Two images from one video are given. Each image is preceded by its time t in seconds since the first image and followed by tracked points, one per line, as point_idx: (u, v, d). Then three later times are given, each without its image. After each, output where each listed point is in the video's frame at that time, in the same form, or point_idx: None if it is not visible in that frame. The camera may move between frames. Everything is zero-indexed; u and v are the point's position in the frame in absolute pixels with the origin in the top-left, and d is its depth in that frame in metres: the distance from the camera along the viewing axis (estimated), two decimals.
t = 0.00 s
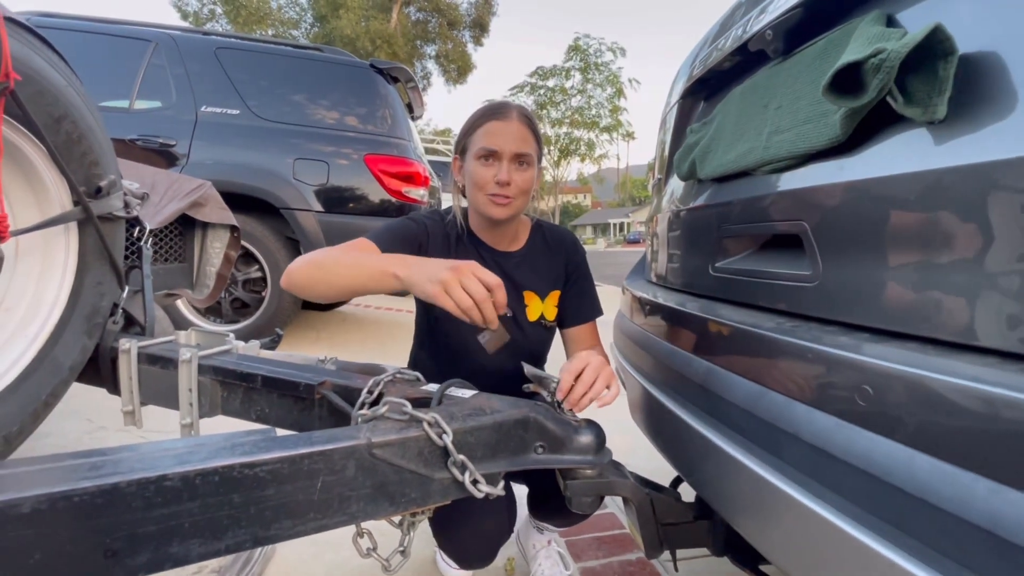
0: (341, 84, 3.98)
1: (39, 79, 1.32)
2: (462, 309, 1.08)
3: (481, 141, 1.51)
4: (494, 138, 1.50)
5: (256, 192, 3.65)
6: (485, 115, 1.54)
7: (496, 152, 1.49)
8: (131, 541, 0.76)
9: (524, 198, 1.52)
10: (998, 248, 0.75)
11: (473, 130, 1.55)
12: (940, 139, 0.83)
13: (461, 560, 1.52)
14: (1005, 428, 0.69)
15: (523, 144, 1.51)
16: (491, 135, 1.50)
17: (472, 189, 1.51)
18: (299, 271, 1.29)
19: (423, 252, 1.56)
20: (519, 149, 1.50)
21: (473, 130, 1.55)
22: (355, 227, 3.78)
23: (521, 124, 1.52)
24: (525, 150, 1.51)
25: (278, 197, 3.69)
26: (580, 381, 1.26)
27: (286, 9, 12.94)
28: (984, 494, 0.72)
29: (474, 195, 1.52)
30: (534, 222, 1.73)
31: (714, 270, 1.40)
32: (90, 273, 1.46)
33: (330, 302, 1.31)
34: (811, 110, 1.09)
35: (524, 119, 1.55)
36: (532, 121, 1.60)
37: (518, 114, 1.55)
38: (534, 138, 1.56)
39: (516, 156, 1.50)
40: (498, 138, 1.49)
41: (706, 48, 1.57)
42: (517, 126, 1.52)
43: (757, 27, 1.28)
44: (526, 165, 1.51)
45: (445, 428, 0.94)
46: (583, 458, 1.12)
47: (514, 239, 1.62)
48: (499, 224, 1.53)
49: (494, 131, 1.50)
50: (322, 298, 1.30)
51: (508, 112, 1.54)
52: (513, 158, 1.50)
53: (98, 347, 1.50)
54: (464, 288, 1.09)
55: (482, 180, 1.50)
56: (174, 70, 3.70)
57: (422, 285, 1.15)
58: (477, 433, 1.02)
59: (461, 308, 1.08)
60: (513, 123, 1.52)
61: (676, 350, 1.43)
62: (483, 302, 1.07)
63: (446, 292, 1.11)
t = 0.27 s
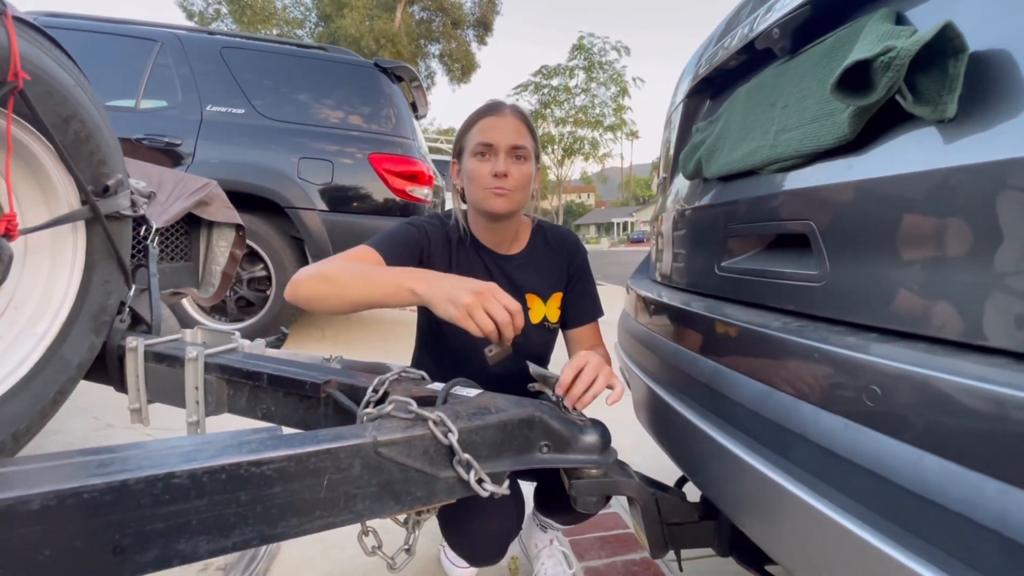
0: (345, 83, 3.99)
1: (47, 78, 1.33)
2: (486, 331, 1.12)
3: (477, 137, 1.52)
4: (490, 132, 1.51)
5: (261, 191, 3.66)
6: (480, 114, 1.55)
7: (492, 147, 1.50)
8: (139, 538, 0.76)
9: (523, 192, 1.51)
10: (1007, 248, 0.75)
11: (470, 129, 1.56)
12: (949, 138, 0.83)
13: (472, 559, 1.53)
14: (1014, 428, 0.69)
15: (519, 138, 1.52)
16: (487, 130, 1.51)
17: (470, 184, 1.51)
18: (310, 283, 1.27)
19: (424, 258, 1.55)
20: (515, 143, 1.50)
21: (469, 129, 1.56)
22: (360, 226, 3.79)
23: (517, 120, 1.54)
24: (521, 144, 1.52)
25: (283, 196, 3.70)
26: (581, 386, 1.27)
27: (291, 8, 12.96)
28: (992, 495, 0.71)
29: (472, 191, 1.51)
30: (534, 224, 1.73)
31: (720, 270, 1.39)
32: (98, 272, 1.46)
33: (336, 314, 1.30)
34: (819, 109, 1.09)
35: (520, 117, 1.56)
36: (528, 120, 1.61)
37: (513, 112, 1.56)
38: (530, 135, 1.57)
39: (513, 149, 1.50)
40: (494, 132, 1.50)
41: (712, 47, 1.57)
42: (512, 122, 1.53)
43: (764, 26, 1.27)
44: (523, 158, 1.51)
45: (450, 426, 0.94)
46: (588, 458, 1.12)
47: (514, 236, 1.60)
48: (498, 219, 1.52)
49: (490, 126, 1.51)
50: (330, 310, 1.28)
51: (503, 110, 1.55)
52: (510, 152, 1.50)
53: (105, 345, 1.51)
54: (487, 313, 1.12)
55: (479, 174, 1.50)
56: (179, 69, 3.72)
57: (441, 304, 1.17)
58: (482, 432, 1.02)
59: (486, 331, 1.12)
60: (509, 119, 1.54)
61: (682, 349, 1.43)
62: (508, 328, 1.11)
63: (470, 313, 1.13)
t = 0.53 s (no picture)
0: (350, 83, 3.99)
1: (57, 77, 1.33)
2: (483, 330, 1.13)
3: (481, 138, 1.50)
4: (495, 134, 1.49)
5: (266, 190, 3.67)
6: (484, 112, 1.53)
7: (496, 149, 1.49)
8: (151, 534, 0.77)
9: (524, 195, 1.52)
10: (1017, 247, 0.75)
11: (473, 126, 1.55)
12: (959, 138, 0.83)
13: (477, 559, 1.53)
14: None
15: (523, 140, 1.50)
16: (491, 132, 1.49)
17: (473, 185, 1.52)
18: (313, 280, 1.28)
19: (426, 254, 1.55)
20: (519, 145, 1.49)
21: (472, 127, 1.54)
22: (364, 226, 3.80)
23: (520, 120, 1.51)
24: (525, 147, 1.51)
25: (288, 195, 3.71)
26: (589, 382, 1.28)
27: (295, 8, 12.99)
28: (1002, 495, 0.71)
29: (475, 192, 1.52)
30: (534, 219, 1.73)
31: (726, 270, 1.39)
32: (107, 270, 1.47)
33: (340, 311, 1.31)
34: (828, 108, 1.09)
35: (523, 116, 1.54)
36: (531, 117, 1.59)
37: (516, 111, 1.54)
38: (533, 135, 1.55)
39: (517, 153, 1.49)
40: (498, 134, 1.48)
41: (719, 46, 1.57)
42: (516, 122, 1.51)
43: (773, 24, 1.27)
44: (526, 161, 1.51)
45: (457, 425, 0.94)
46: (595, 457, 1.12)
47: (516, 234, 1.62)
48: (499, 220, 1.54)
49: (494, 127, 1.49)
50: (334, 307, 1.29)
51: (507, 108, 1.53)
52: (513, 155, 1.49)
53: (114, 343, 1.52)
54: (482, 312, 1.12)
55: (483, 176, 1.50)
56: (185, 69, 3.73)
57: (439, 301, 1.17)
58: (490, 430, 1.02)
59: (483, 330, 1.13)
60: (512, 119, 1.51)
61: (688, 349, 1.43)
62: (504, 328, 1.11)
63: (466, 312, 1.13)
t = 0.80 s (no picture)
0: (353, 82, 4.00)
1: (65, 78, 1.34)
2: (473, 330, 1.12)
3: (493, 143, 1.49)
4: (507, 142, 1.49)
5: (270, 189, 3.68)
6: (497, 116, 1.52)
7: (508, 158, 1.48)
8: (160, 532, 0.77)
9: (531, 202, 1.54)
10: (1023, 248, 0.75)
11: (484, 129, 1.53)
12: (967, 138, 0.83)
13: (473, 557, 1.54)
14: None
15: (534, 149, 1.51)
16: (504, 139, 1.49)
17: (481, 189, 1.51)
18: (313, 277, 1.29)
19: (426, 253, 1.56)
20: (530, 154, 1.50)
21: (483, 130, 1.53)
22: (368, 224, 3.81)
23: (533, 129, 1.51)
24: (535, 156, 1.51)
25: (292, 194, 3.72)
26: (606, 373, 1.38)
27: (299, 6, 13.00)
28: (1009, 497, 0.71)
29: (483, 196, 1.52)
30: (536, 218, 1.73)
31: (731, 269, 1.39)
32: (114, 269, 1.48)
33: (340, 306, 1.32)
34: (834, 108, 1.09)
35: (535, 123, 1.53)
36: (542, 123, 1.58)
37: (529, 118, 1.53)
38: (543, 143, 1.55)
39: (527, 162, 1.50)
40: (511, 142, 1.48)
41: (724, 45, 1.57)
42: (530, 131, 1.50)
43: (779, 24, 1.27)
44: (535, 171, 1.52)
45: (463, 424, 0.95)
46: (600, 456, 1.13)
47: (518, 237, 1.62)
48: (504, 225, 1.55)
49: (508, 134, 1.48)
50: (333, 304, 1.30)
51: (521, 115, 1.52)
52: (524, 164, 1.50)
53: (121, 341, 1.53)
54: (470, 315, 1.12)
55: (492, 182, 1.50)
56: (189, 68, 3.74)
57: (432, 302, 1.17)
58: (495, 430, 1.03)
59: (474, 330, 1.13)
60: (525, 127, 1.50)
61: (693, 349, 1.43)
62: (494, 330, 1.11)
63: (458, 313, 1.13)
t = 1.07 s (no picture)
0: (354, 80, 4.00)
1: (66, 76, 1.34)
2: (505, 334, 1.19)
3: (492, 138, 1.50)
4: (506, 137, 1.49)
5: (270, 187, 3.68)
6: (496, 112, 1.52)
7: (507, 153, 1.49)
8: (161, 530, 0.78)
9: (530, 198, 1.54)
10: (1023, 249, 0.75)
11: (484, 125, 1.54)
12: (967, 138, 0.83)
13: (477, 558, 1.55)
14: None
15: (533, 145, 1.51)
16: (502, 134, 1.49)
17: (479, 184, 1.52)
18: (321, 282, 1.26)
19: (426, 252, 1.55)
20: (528, 150, 1.50)
21: (483, 127, 1.54)
22: (369, 223, 3.81)
23: (533, 125, 1.52)
24: (534, 152, 1.51)
25: (292, 192, 3.72)
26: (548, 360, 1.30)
27: (299, 4, 12.99)
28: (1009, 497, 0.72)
29: (481, 191, 1.52)
30: (534, 219, 1.74)
31: (731, 268, 1.39)
32: (115, 268, 1.48)
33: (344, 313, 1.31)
34: (835, 107, 1.09)
35: (535, 120, 1.54)
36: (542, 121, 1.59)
37: (529, 114, 1.54)
38: (543, 139, 1.56)
39: (526, 158, 1.50)
40: (510, 137, 1.48)
41: (725, 44, 1.57)
42: (529, 127, 1.51)
43: (780, 23, 1.27)
44: (533, 167, 1.52)
45: (463, 424, 0.95)
46: (600, 455, 1.13)
47: (516, 235, 1.63)
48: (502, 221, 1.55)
49: (506, 130, 1.49)
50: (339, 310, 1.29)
51: (520, 112, 1.53)
52: (523, 159, 1.50)
53: (122, 340, 1.53)
54: (503, 319, 1.18)
55: (490, 177, 1.50)
56: (190, 66, 3.74)
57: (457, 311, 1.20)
58: (495, 429, 1.03)
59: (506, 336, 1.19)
60: (524, 123, 1.51)
61: (693, 348, 1.43)
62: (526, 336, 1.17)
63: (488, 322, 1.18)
